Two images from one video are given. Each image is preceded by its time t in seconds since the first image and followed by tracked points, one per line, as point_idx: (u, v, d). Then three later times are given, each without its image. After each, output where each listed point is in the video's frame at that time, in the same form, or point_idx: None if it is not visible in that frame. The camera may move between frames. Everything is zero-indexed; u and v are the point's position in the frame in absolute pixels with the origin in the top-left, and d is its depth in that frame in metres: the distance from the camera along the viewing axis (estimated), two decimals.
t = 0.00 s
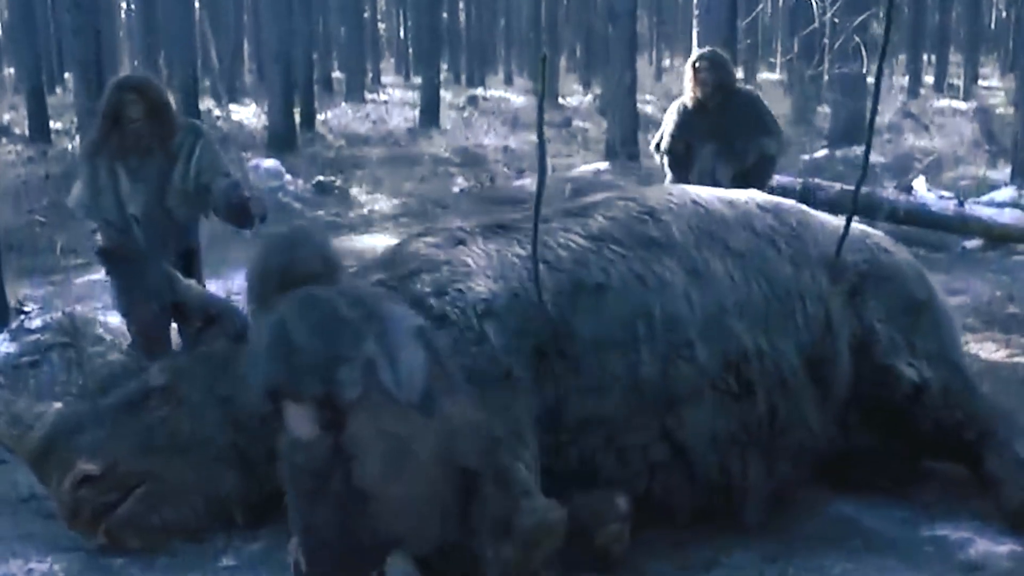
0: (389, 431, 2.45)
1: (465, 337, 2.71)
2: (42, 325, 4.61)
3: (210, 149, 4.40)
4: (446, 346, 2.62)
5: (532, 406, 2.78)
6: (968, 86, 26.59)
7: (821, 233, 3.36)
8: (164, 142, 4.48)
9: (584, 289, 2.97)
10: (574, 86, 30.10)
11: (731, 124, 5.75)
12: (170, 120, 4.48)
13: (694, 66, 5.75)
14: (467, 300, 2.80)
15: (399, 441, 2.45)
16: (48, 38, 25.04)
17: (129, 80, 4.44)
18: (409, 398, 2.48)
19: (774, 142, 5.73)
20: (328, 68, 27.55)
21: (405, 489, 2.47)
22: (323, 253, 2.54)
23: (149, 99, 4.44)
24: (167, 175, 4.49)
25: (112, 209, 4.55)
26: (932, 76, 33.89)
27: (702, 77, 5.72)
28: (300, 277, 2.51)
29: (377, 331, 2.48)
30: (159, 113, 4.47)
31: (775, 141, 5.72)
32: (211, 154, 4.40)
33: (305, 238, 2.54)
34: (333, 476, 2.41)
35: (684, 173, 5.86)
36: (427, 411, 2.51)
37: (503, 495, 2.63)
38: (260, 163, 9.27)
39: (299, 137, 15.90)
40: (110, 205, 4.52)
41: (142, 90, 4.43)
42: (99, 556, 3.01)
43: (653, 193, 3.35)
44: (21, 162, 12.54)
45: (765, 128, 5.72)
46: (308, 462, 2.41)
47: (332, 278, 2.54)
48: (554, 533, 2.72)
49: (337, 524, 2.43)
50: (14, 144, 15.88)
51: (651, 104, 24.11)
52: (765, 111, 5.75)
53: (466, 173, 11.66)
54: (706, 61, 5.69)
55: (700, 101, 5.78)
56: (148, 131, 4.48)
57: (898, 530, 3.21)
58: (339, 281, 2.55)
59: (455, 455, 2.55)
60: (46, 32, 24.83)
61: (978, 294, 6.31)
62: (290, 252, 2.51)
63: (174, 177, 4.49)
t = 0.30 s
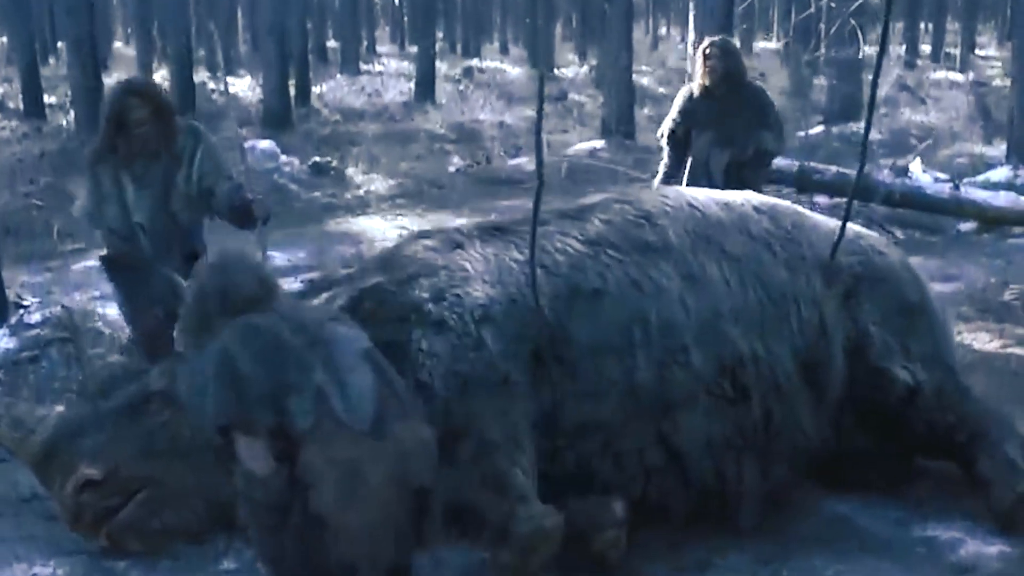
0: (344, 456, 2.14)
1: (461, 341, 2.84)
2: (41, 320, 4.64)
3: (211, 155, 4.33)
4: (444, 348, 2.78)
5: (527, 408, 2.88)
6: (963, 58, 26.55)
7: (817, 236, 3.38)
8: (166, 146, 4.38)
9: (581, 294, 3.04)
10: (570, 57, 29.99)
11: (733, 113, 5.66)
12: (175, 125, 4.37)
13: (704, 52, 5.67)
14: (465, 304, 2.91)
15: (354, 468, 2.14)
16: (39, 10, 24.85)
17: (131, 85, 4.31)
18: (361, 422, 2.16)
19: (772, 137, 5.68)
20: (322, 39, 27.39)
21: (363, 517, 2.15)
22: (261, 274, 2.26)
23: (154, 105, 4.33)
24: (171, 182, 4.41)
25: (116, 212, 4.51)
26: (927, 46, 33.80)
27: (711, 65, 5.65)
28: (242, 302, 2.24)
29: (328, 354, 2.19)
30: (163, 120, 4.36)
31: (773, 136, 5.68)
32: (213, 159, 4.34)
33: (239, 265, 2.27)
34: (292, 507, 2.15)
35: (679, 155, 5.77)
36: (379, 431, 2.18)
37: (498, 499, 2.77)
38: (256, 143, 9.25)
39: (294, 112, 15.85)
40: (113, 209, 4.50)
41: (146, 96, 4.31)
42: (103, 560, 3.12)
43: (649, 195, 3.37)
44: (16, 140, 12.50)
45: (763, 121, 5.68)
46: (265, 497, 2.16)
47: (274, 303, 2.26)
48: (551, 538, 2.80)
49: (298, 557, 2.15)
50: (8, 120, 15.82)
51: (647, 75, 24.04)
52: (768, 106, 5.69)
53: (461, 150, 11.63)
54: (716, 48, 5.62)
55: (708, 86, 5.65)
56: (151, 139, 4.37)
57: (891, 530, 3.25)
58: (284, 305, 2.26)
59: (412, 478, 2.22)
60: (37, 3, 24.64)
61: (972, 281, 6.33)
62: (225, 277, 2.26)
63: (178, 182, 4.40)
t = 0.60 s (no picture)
0: (324, 492, 2.16)
1: (455, 350, 2.89)
2: (34, 318, 4.66)
3: (201, 163, 3.95)
4: (436, 357, 2.85)
5: (519, 416, 2.93)
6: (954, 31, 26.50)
7: (806, 240, 3.41)
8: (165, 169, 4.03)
9: (572, 302, 3.08)
10: (560, 30, 29.91)
11: (728, 110, 5.67)
12: (172, 150, 3.97)
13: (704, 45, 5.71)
14: (457, 312, 2.96)
15: (334, 503, 2.16)
16: None
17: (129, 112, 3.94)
18: (339, 457, 2.19)
19: (763, 135, 5.71)
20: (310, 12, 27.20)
21: (344, 550, 2.17)
22: (228, 311, 2.31)
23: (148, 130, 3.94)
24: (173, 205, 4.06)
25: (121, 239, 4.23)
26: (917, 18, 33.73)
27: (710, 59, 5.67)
28: (214, 340, 2.28)
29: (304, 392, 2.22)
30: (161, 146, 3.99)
31: (766, 134, 5.71)
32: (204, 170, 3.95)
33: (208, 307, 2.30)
34: (272, 541, 2.17)
35: (674, 148, 5.88)
36: (358, 466, 2.20)
37: (491, 508, 2.84)
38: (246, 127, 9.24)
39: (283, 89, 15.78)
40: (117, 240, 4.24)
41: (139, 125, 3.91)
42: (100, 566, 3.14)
43: (640, 200, 3.39)
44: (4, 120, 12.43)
45: (759, 120, 5.69)
46: (243, 531, 2.17)
47: (247, 341, 2.30)
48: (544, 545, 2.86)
49: None
50: None
51: (636, 49, 24.00)
52: (764, 104, 5.68)
53: (452, 131, 11.63)
54: (714, 41, 5.65)
55: (705, 82, 5.67)
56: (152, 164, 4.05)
57: (877, 532, 3.31)
58: (259, 343, 2.29)
59: (390, 508, 2.24)
60: None
61: (960, 270, 6.38)
62: (196, 318, 2.29)
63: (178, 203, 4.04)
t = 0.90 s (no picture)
0: (323, 507, 2.18)
1: (449, 355, 2.94)
2: (29, 313, 4.66)
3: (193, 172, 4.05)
4: (431, 362, 2.90)
5: (513, 421, 2.98)
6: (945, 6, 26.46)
7: (798, 242, 3.45)
8: (165, 197, 3.71)
9: (565, 307, 3.12)
10: (550, 4, 29.70)
11: (721, 106, 5.72)
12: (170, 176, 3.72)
13: (694, 40, 5.69)
14: (452, 317, 3.01)
15: (333, 518, 2.18)
16: None
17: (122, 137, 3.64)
18: (337, 473, 2.21)
19: (758, 131, 5.74)
20: None
21: (343, 565, 2.16)
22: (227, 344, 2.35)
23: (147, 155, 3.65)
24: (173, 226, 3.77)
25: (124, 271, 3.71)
26: None
27: (701, 55, 5.67)
28: (213, 368, 2.31)
29: (302, 412, 2.25)
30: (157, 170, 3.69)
31: (761, 130, 5.73)
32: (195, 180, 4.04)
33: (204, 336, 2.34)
34: (269, 557, 2.19)
35: (669, 143, 5.94)
36: (356, 481, 2.22)
37: (486, 512, 2.89)
38: (237, 111, 9.23)
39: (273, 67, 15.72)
40: (125, 268, 3.60)
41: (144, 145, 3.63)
42: (99, 569, 3.17)
43: (632, 203, 3.42)
44: None
45: (753, 117, 5.72)
46: (239, 550, 2.21)
47: (244, 368, 2.33)
48: (538, 549, 2.92)
49: None
50: None
51: (627, 24, 23.90)
52: (757, 100, 5.72)
53: (442, 111, 11.61)
54: (706, 35, 5.64)
55: (697, 79, 5.73)
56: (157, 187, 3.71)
57: (867, 529, 3.36)
58: (256, 368, 2.33)
59: (388, 522, 2.24)
60: None
61: (950, 256, 6.43)
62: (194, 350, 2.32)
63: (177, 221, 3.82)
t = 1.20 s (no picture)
0: (329, 510, 2.28)
1: (446, 356, 2.98)
2: (25, 305, 4.68)
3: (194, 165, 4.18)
4: (428, 362, 2.94)
5: (509, 421, 3.03)
6: None
7: (790, 240, 3.48)
8: (165, 180, 4.17)
9: (560, 308, 3.16)
10: None
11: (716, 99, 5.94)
12: (171, 163, 4.16)
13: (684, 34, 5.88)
14: (448, 318, 3.04)
15: (339, 518, 2.28)
16: None
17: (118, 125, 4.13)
18: (338, 476, 2.31)
19: (754, 123, 5.95)
20: None
21: (352, 561, 2.27)
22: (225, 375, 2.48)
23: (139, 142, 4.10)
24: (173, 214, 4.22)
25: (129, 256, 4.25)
26: None
27: (690, 48, 5.86)
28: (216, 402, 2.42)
29: (301, 424, 2.35)
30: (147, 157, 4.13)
31: (755, 123, 5.94)
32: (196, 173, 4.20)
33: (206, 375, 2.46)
34: (281, 562, 2.28)
35: (662, 135, 6.13)
36: (356, 481, 2.33)
37: (482, 513, 2.94)
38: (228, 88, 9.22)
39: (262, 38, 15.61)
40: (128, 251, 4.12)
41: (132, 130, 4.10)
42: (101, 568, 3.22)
43: (626, 202, 3.45)
44: None
45: (748, 110, 5.93)
46: (254, 557, 2.28)
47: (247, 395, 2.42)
48: (533, 548, 2.97)
49: None
50: None
51: None
52: (751, 92, 5.92)
53: (434, 85, 11.57)
54: (696, 29, 5.83)
55: (688, 72, 5.91)
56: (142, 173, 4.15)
57: (856, 522, 3.42)
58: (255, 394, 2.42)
59: (392, 519, 2.34)
60: None
61: (939, 238, 6.48)
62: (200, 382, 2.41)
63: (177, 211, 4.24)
